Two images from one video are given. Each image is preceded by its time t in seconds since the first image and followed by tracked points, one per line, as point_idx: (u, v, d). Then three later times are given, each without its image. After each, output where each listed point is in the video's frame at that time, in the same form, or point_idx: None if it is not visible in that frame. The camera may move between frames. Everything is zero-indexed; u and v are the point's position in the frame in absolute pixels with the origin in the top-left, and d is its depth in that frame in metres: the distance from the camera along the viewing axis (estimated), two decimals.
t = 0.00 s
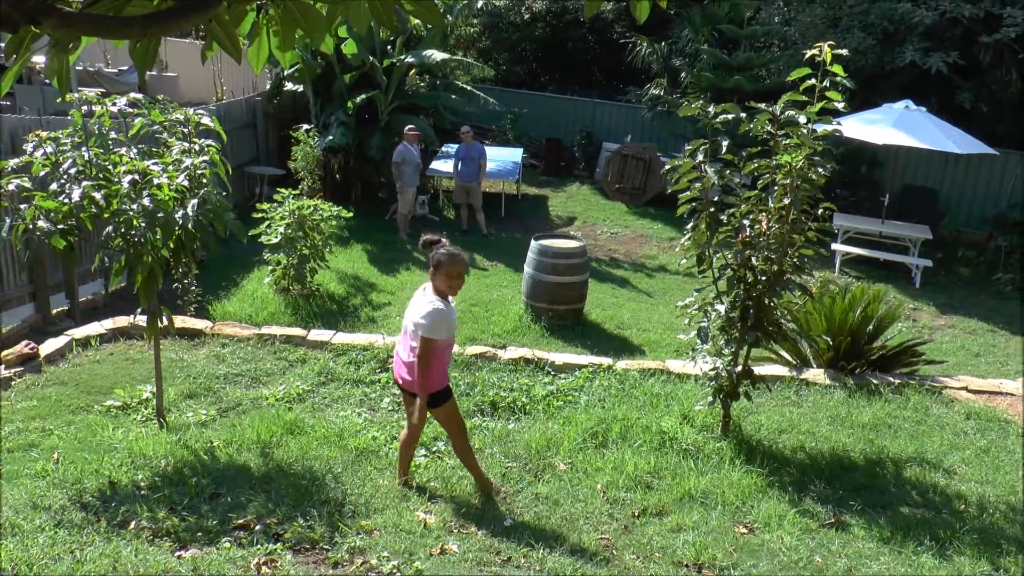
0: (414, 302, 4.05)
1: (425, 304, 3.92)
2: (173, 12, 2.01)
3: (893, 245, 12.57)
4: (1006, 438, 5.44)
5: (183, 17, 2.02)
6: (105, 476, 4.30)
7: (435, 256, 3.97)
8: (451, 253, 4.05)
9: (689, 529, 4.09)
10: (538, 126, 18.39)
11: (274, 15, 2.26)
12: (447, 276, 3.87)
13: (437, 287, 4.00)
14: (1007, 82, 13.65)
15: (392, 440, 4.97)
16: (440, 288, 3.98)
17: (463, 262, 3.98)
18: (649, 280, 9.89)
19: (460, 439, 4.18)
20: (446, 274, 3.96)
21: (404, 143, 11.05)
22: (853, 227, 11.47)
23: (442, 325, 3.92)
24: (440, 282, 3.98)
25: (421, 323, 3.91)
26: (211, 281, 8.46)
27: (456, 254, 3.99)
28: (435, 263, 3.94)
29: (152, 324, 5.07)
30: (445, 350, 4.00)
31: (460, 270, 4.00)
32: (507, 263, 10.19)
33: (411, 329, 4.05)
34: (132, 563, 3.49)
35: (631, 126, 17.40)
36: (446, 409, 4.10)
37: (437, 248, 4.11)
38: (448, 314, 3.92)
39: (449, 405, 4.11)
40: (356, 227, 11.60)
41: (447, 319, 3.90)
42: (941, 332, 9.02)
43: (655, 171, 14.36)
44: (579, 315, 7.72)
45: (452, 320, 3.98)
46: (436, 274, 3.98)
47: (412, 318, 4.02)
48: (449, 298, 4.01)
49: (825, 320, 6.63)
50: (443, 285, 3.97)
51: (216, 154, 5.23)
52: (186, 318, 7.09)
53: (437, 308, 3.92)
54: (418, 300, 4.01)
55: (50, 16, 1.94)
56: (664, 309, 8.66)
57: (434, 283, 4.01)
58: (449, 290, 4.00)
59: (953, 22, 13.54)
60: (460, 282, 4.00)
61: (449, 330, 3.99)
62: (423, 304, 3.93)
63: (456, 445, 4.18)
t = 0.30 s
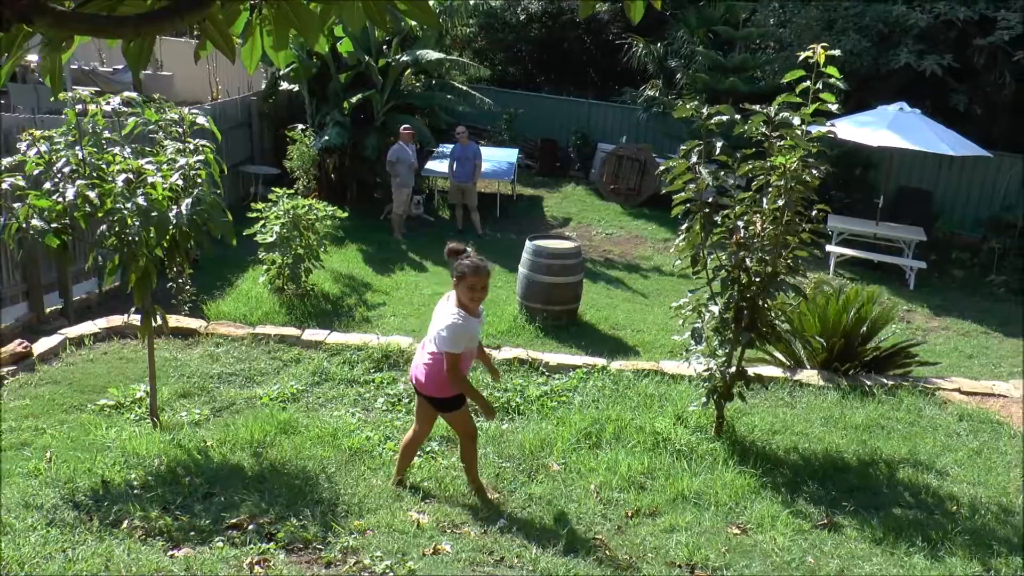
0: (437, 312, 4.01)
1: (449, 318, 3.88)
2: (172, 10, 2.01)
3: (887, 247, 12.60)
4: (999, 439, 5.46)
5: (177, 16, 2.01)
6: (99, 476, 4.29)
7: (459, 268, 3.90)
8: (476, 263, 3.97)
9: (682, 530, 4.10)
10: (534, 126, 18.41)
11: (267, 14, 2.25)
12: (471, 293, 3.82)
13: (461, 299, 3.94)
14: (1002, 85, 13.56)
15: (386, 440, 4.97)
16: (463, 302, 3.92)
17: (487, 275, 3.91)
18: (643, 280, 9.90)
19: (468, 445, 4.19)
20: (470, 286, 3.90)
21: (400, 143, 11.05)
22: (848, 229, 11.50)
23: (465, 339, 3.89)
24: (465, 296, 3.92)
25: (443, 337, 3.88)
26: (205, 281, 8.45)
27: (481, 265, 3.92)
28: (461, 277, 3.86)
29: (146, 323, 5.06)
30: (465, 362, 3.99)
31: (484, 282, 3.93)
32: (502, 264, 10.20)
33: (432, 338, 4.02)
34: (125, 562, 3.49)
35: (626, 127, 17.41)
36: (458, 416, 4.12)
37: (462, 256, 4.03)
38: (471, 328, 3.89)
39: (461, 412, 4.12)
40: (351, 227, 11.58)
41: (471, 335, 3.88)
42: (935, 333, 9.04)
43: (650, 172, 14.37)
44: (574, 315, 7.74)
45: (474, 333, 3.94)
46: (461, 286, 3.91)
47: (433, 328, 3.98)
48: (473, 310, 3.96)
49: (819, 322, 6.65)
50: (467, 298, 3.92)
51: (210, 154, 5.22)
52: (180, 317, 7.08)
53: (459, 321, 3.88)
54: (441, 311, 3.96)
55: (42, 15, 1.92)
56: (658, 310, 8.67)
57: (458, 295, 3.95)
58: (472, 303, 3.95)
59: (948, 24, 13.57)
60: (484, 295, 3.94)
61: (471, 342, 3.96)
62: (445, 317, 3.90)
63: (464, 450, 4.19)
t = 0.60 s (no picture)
0: (455, 320, 4.08)
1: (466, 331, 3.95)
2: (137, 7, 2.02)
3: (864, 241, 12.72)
4: (974, 430, 5.52)
5: (146, 12, 2.02)
6: (75, 480, 4.25)
7: (483, 286, 3.93)
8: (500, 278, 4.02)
9: (662, 524, 4.11)
10: (513, 125, 18.42)
11: (241, 11, 2.21)
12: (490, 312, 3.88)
13: (480, 314, 3.99)
14: (976, 80, 13.90)
15: (366, 439, 4.95)
16: (481, 316, 3.99)
17: (509, 296, 3.95)
18: (623, 277, 9.94)
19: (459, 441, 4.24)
20: (491, 305, 3.95)
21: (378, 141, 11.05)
22: (825, 224, 11.60)
23: (478, 354, 3.98)
24: (485, 311, 3.97)
25: (458, 349, 3.95)
26: (183, 282, 8.39)
27: (506, 285, 3.95)
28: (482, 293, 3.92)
29: (122, 325, 5.02)
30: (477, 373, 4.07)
31: (506, 302, 3.98)
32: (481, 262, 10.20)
33: (446, 344, 4.11)
34: (104, 565, 3.46)
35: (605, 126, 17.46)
36: (461, 416, 4.21)
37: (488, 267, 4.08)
38: (486, 344, 3.96)
39: (463, 412, 4.20)
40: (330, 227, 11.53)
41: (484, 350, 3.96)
42: (911, 327, 9.14)
43: (627, 169, 14.41)
44: (553, 312, 7.76)
45: (489, 348, 4.03)
46: (482, 302, 3.97)
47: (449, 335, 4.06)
48: (491, 325, 4.02)
49: (797, 316, 6.70)
50: (485, 314, 3.98)
51: (187, 154, 5.17)
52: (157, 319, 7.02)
53: (475, 336, 3.96)
54: (460, 322, 4.02)
55: (12, 11, 1.98)
56: (636, 306, 8.71)
57: (478, 310, 3.99)
58: (491, 319, 4.00)
59: (922, 21, 13.69)
60: (503, 314, 4.00)
61: (485, 355, 4.05)
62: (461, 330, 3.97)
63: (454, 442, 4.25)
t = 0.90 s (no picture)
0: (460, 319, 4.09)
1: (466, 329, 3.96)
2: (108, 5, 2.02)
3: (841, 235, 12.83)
4: (948, 420, 5.59)
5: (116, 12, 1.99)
6: (50, 483, 4.21)
7: (490, 288, 3.93)
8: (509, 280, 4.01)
9: (641, 519, 4.13)
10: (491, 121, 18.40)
11: (213, 10, 2.18)
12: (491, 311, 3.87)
13: (483, 314, 3.99)
14: (946, 75, 14.08)
15: (344, 438, 4.93)
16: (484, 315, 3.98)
17: (516, 300, 3.93)
18: (601, 272, 9.97)
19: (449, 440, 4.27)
20: (497, 306, 3.94)
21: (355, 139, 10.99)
22: (802, 218, 11.69)
23: (478, 352, 4.00)
24: (489, 310, 3.96)
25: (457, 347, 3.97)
26: (159, 282, 8.32)
27: (513, 286, 3.94)
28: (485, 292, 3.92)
29: (96, 326, 4.97)
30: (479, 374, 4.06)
31: (512, 306, 3.95)
32: (459, 259, 10.19)
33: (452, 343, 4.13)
34: (79, 569, 3.43)
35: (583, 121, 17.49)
36: (458, 418, 4.18)
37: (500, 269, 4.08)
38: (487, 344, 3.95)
39: (458, 412, 4.17)
40: (307, 225, 11.47)
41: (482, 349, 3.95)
42: (887, 319, 9.24)
43: (604, 165, 14.44)
44: (531, 309, 7.77)
45: (488, 349, 4.05)
46: (486, 302, 3.96)
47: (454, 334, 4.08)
48: (495, 326, 4.01)
49: (773, 310, 6.75)
50: (489, 313, 3.97)
51: (161, 154, 5.13)
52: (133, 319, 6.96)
53: (476, 336, 3.97)
54: (464, 320, 4.03)
55: None
56: (614, 302, 8.74)
57: (483, 309, 3.99)
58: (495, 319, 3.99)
59: (895, 16, 13.82)
60: (507, 315, 3.97)
61: (486, 355, 4.07)
62: (463, 329, 3.99)
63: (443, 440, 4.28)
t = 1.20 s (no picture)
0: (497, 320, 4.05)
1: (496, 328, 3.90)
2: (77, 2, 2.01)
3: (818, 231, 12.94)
4: (922, 414, 5.65)
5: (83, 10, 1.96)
6: (22, 487, 4.15)
7: (534, 293, 3.86)
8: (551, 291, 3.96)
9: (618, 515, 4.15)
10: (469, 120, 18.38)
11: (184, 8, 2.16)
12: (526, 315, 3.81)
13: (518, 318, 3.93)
14: (919, 73, 14.14)
15: (321, 439, 4.91)
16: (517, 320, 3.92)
17: (557, 310, 3.87)
18: (579, 270, 9.99)
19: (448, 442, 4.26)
20: (535, 313, 3.87)
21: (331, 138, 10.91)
22: (778, 215, 11.77)
23: (501, 355, 3.90)
24: (524, 315, 3.90)
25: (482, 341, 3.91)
26: (134, 283, 8.24)
27: (555, 299, 3.88)
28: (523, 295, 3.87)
29: (70, 328, 4.91)
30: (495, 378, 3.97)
31: (553, 316, 3.90)
32: (436, 258, 10.17)
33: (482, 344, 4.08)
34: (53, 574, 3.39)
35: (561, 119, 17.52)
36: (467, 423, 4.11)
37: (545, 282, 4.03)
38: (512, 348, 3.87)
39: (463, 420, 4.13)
40: (284, 225, 11.41)
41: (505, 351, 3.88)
42: (863, 314, 9.33)
43: (580, 163, 14.48)
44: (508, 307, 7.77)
45: (514, 357, 3.94)
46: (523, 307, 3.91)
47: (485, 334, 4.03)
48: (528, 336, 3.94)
49: (749, 306, 6.79)
50: (522, 319, 3.91)
51: (135, 153, 5.08)
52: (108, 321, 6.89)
53: (506, 338, 3.88)
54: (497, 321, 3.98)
55: None
56: (591, 300, 8.76)
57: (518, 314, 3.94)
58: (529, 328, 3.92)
59: (868, 15, 13.95)
60: (542, 326, 3.89)
61: (509, 365, 3.95)
62: (497, 328, 3.91)
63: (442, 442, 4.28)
